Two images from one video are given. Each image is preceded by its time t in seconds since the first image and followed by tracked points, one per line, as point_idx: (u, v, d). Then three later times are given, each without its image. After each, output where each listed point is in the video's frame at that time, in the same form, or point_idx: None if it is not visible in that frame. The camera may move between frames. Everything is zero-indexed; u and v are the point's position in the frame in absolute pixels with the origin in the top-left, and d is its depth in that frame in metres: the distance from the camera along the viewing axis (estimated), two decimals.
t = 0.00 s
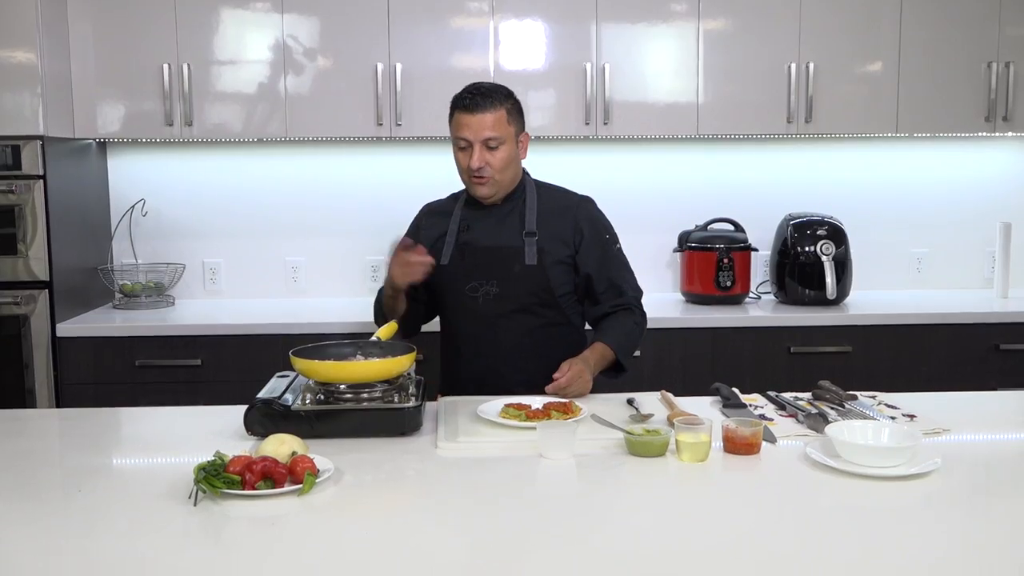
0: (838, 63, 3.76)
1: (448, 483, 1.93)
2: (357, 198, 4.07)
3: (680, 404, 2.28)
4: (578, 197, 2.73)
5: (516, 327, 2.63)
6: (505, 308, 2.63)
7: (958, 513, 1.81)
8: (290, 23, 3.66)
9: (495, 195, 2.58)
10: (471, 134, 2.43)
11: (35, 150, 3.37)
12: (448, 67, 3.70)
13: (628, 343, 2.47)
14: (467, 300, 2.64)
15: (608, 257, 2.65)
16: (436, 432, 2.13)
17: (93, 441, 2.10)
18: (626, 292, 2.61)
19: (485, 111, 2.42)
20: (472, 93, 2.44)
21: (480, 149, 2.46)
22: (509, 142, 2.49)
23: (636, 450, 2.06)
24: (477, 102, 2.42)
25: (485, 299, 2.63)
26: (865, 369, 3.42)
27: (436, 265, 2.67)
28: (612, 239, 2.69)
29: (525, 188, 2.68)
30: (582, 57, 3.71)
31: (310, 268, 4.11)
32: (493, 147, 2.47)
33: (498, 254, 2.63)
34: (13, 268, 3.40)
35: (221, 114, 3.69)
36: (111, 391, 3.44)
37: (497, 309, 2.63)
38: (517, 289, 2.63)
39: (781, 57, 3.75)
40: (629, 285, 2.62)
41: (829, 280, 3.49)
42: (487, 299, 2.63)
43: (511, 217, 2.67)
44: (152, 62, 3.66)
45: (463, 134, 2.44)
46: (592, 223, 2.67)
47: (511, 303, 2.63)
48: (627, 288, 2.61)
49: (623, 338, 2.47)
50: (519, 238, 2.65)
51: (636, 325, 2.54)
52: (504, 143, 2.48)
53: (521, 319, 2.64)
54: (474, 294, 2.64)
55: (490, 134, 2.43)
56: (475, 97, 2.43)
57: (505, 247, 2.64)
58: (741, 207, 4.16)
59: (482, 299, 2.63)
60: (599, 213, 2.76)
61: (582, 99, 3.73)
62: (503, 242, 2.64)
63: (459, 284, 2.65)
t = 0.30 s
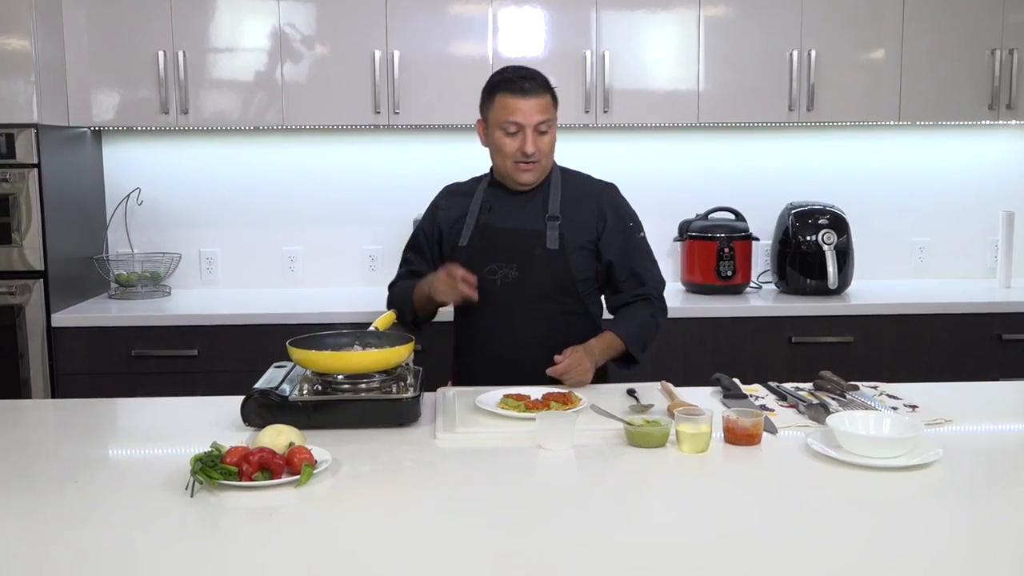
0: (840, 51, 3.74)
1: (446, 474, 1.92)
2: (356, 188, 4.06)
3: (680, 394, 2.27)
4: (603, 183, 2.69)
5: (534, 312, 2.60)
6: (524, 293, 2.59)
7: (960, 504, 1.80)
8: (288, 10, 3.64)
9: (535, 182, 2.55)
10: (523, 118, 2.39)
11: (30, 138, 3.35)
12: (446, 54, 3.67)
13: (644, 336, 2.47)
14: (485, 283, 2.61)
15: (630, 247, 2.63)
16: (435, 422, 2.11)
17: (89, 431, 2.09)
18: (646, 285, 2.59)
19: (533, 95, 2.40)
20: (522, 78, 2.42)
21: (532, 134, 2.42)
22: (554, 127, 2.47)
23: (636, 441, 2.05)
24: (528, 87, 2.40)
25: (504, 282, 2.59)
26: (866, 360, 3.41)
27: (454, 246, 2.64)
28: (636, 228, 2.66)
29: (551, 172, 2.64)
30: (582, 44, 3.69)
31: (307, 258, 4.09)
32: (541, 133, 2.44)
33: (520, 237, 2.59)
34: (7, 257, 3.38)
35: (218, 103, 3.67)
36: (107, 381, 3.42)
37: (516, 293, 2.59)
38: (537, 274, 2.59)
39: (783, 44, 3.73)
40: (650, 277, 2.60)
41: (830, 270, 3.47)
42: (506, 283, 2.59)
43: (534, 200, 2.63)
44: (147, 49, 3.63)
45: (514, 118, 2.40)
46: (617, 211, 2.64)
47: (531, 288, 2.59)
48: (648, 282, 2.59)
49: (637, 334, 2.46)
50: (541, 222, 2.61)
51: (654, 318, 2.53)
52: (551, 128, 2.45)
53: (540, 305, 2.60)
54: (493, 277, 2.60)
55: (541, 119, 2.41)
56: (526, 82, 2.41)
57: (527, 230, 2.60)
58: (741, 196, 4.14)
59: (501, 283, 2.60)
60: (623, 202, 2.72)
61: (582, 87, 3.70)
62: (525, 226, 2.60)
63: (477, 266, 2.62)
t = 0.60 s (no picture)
0: (848, 35, 3.67)
1: (442, 472, 1.86)
2: (353, 177, 3.99)
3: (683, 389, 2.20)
4: (631, 172, 2.61)
5: (563, 306, 2.52)
6: (553, 285, 2.51)
7: (973, 501, 1.74)
8: None
9: (564, 170, 2.46)
10: (555, 101, 2.32)
11: (11, 124, 3.28)
12: (443, 38, 3.60)
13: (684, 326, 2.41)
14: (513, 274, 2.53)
15: (663, 237, 2.56)
16: (431, 418, 2.05)
17: (73, 428, 2.03)
18: (681, 275, 2.54)
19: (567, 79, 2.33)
20: (552, 61, 2.35)
21: (566, 119, 2.35)
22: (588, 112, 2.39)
23: (638, 437, 1.98)
24: (559, 69, 2.33)
25: (534, 274, 2.52)
26: (874, 353, 3.34)
27: (479, 236, 2.55)
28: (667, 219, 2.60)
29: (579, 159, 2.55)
30: (582, 28, 3.62)
31: (299, 249, 4.03)
32: (574, 118, 2.36)
33: (550, 228, 2.51)
34: None
35: (207, 88, 3.60)
36: (92, 375, 3.36)
37: (545, 286, 2.51)
38: (568, 267, 2.51)
39: (790, 28, 3.66)
40: (683, 268, 2.55)
41: (839, 261, 3.41)
42: (535, 275, 2.51)
43: (562, 189, 2.54)
44: (133, 33, 3.56)
45: (547, 102, 2.33)
46: (649, 201, 2.57)
47: (562, 281, 2.52)
48: (682, 271, 2.55)
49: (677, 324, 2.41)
50: (571, 212, 2.52)
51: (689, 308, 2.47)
52: (586, 113, 2.37)
53: (569, 298, 2.52)
54: (521, 268, 2.52)
55: (575, 103, 2.33)
56: (557, 64, 2.34)
57: (557, 221, 2.52)
58: (743, 184, 4.07)
59: (530, 275, 2.52)
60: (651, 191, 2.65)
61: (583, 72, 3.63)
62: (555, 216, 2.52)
63: (504, 257, 2.53)
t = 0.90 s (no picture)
0: (860, 15, 3.57)
1: (436, 473, 1.77)
2: (347, 165, 3.90)
3: (689, 386, 2.11)
4: (654, 166, 2.49)
5: (574, 304, 2.43)
6: (566, 281, 2.42)
7: (993, 504, 1.65)
8: None
9: (570, 151, 2.37)
10: (556, 72, 2.25)
11: None
12: (437, 19, 3.51)
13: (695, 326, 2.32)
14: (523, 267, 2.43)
15: (683, 236, 2.44)
16: (425, 417, 1.96)
17: (50, 427, 1.94)
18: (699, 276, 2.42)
19: (567, 52, 2.26)
20: (555, 34, 2.29)
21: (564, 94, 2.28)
22: (593, 88, 2.31)
23: (641, 437, 1.89)
24: (561, 41, 2.27)
25: (544, 269, 2.42)
26: (888, 348, 3.25)
27: (490, 225, 2.45)
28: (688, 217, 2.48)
29: (597, 149, 2.44)
30: (582, 8, 3.52)
31: (284, 239, 3.94)
32: (577, 93, 2.29)
33: (564, 221, 2.40)
34: None
35: (189, 70, 3.51)
36: (67, 373, 3.26)
37: (556, 282, 2.42)
38: (583, 262, 2.41)
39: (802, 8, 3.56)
40: (703, 270, 2.43)
41: (853, 252, 3.31)
42: (546, 270, 2.42)
43: (579, 180, 2.43)
44: (111, 13, 3.47)
45: (547, 76, 2.27)
46: (671, 199, 2.45)
47: (574, 278, 2.42)
48: (701, 273, 2.43)
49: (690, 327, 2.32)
50: (587, 205, 2.41)
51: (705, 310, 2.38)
52: (589, 89, 2.30)
53: (582, 296, 2.43)
54: (532, 261, 2.42)
55: (575, 76, 2.26)
56: (559, 37, 2.28)
57: (571, 213, 2.41)
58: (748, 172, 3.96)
59: (541, 269, 2.42)
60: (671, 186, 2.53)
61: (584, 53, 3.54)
62: (569, 209, 2.41)
63: (515, 249, 2.44)
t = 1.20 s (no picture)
0: None
1: (429, 473, 1.68)
2: (340, 150, 3.81)
3: (696, 381, 2.02)
4: (648, 150, 2.35)
5: (556, 293, 2.33)
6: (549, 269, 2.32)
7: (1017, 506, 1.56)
8: None
9: (556, 129, 2.27)
10: (539, 43, 2.19)
11: None
12: None
13: (627, 290, 2.16)
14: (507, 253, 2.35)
15: (661, 218, 2.27)
16: (420, 414, 1.87)
17: (26, 425, 1.85)
18: (669, 257, 2.24)
19: (549, 23, 2.20)
20: (538, 8, 2.23)
21: (548, 65, 2.19)
22: (579, 61, 2.23)
23: (647, 435, 1.80)
24: (544, 14, 2.21)
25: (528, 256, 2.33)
26: (904, 341, 3.16)
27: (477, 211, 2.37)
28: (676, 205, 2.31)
29: (588, 131, 2.32)
30: None
31: (270, 227, 3.85)
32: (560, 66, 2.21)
33: (550, 206, 2.31)
34: None
35: (168, 48, 3.41)
36: (43, 368, 3.13)
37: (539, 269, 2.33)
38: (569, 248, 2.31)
39: None
40: (682, 254, 2.25)
41: (869, 240, 3.22)
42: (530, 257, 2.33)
43: (567, 163, 2.32)
44: None
45: (529, 47, 2.20)
46: (658, 184, 2.30)
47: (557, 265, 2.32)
48: (676, 255, 2.25)
49: (621, 293, 2.16)
50: (575, 189, 2.31)
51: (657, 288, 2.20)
52: (574, 61, 2.22)
53: (563, 283, 2.32)
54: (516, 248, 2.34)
55: (558, 45, 2.19)
56: (541, 11, 2.22)
57: (559, 198, 2.31)
58: (756, 156, 3.85)
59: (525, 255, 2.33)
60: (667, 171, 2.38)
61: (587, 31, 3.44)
62: (556, 193, 2.31)
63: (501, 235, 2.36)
